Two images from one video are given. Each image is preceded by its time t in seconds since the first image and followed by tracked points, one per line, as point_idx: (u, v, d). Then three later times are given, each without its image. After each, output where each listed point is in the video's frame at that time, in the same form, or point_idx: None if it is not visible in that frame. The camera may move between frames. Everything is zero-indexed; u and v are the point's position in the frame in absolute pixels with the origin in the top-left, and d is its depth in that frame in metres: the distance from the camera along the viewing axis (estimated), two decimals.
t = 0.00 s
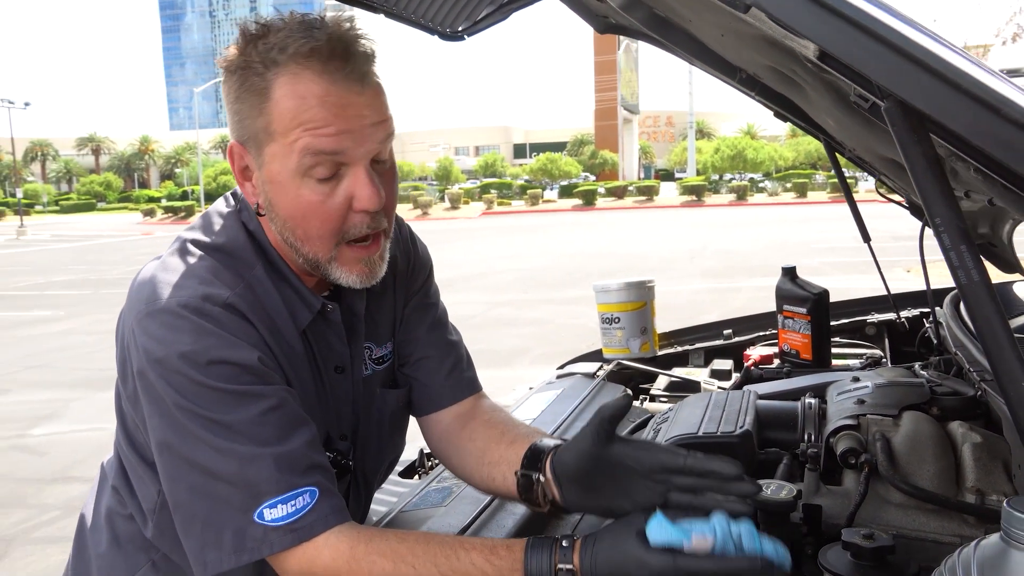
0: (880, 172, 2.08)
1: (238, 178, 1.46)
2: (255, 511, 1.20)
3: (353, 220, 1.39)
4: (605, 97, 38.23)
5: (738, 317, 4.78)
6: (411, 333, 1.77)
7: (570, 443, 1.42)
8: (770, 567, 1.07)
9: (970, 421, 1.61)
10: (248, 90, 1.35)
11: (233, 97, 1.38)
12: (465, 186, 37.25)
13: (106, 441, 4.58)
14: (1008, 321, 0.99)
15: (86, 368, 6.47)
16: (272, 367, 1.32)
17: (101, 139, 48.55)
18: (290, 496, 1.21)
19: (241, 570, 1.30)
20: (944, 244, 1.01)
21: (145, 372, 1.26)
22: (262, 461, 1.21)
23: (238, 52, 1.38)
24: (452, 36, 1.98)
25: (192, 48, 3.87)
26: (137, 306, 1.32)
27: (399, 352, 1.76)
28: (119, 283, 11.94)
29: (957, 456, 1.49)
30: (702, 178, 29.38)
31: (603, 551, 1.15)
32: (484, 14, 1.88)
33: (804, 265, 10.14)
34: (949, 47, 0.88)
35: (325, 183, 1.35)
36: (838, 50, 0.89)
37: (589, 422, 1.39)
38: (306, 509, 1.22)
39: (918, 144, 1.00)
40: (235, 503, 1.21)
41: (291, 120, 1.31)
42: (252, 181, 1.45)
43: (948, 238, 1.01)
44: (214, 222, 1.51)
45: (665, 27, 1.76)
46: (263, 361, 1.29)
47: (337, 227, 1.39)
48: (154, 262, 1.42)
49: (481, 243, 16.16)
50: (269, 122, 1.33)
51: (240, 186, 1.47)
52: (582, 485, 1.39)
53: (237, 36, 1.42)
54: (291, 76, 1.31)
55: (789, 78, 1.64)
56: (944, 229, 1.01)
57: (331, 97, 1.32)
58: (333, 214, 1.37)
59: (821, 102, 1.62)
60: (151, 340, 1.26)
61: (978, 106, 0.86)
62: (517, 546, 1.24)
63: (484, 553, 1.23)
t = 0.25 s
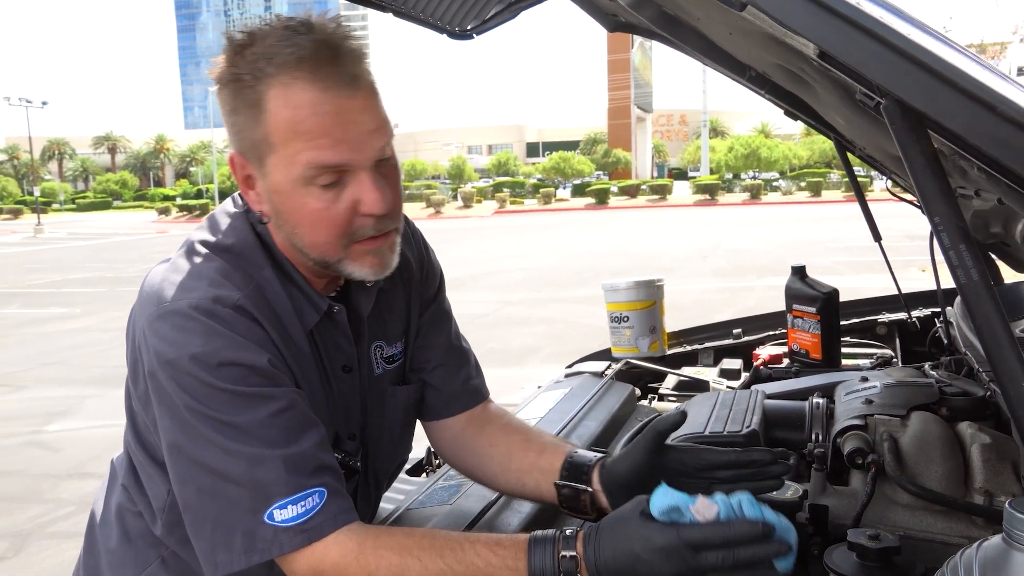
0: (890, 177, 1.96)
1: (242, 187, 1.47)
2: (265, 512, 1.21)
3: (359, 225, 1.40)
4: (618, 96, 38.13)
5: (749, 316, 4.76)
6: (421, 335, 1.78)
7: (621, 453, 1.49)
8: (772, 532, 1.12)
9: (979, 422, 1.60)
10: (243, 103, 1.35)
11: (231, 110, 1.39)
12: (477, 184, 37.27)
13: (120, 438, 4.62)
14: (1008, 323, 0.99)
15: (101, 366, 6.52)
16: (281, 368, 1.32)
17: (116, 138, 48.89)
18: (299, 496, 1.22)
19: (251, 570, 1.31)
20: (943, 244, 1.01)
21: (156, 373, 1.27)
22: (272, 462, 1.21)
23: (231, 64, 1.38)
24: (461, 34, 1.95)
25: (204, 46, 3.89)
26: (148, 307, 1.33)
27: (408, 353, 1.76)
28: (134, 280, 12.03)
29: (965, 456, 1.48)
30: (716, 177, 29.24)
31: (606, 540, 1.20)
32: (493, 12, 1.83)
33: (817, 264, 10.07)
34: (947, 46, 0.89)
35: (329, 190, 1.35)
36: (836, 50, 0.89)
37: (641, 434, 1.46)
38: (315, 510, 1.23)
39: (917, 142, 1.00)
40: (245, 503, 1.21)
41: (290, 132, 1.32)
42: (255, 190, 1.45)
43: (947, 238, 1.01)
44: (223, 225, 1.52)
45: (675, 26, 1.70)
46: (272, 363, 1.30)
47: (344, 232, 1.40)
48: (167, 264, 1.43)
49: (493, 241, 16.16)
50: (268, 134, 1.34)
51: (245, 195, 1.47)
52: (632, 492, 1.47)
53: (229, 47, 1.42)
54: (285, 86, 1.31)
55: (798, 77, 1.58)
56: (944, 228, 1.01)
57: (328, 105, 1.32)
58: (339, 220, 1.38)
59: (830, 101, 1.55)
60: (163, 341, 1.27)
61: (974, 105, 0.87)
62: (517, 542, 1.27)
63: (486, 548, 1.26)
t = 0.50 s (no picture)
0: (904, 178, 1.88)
1: (274, 171, 1.45)
2: (275, 507, 1.22)
3: (399, 210, 1.43)
4: (632, 96, 38.05)
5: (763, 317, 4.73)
6: (431, 328, 1.79)
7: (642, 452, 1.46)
8: (781, 566, 1.12)
9: (992, 425, 1.59)
10: (302, 83, 1.36)
11: (282, 90, 1.39)
12: (491, 184, 37.30)
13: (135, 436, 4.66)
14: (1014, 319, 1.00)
15: (117, 364, 6.58)
16: (292, 363, 1.33)
17: (133, 139, 49.31)
18: (310, 492, 1.23)
19: (262, 567, 1.32)
20: (950, 244, 1.02)
21: (168, 368, 1.28)
22: (282, 457, 1.22)
23: (287, 46, 1.40)
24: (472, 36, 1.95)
25: (220, 47, 3.92)
26: (161, 302, 1.34)
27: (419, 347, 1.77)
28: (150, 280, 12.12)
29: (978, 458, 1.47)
30: (730, 177, 29.11)
31: (619, 541, 1.22)
32: (504, 13, 1.82)
33: (831, 265, 10.00)
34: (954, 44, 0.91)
35: (379, 174, 1.38)
36: (844, 51, 0.92)
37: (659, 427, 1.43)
38: (324, 506, 1.24)
39: (924, 144, 1.01)
40: (255, 498, 1.22)
41: (355, 113, 1.34)
42: (290, 173, 1.44)
43: (955, 238, 1.01)
44: (236, 222, 1.52)
45: (687, 25, 1.67)
46: (284, 358, 1.31)
47: (384, 217, 1.42)
48: (181, 259, 1.44)
49: (506, 241, 16.17)
50: (327, 113, 1.34)
51: (274, 178, 1.46)
52: (651, 494, 1.45)
53: (280, 30, 1.43)
54: (352, 69, 1.34)
55: (811, 77, 1.54)
56: (951, 229, 1.02)
57: (392, 92, 1.37)
58: (383, 204, 1.40)
59: (843, 101, 1.50)
60: (175, 336, 1.28)
61: (980, 104, 0.89)
62: (528, 542, 1.27)
63: (497, 548, 1.26)
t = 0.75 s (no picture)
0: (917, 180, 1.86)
1: (287, 173, 1.45)
2: (284, 507, 1.23)
3: (410, 221, 1.44)
4: (644, 96, 37.97)
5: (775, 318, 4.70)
6: (437, 328, 1.79)
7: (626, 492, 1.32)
8: (802, 535, 1.14)
9: (1006, 426, 1.57)
10: (322, 88, 1.36)
11: (302, 93, 1.39)
12: (503, 185, 37.32)
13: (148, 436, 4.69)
14: None
15: (131, 364, 6.62)
16: (301, 364, 1.34)
17: (148, 140, 49.71)
18: (318, 492, 1.23)
19: (270, 566, 1.33)
20: (959, 245, 1.01)
21: (178, 369, 1.29)
22: (290, 458, 1.23)
23: (309, 50, 1.40)
24: (483, 36, 1.95)
25: (234, 48, 3.93)
26: (171, 303, 1.35)
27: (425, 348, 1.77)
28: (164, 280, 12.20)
29: (992, 461, 1.46)
30: (743, 178, 28.99)
31: (635, 533, 1.22)
32: (516, 13, 1.84)
33: (846, 265, 9.94)
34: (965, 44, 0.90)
35: (392, 184, 1.38)
36: (852, 52, 0.92)
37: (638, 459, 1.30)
38: (333, 505, 1.24)
39: (933, 143, 1.00)
40: (264, 498, 1.23)
41: (373, 121, 1.34)
42: (304, 176, 1.45)
43: (964, 239, 1.01)
44: (244, 226, 1.53)
45: (699, 26, 1.67)
46: (293, 360, 1.31)
47: (394, 226, 1.42)
48: (190, 261, 1.45)
49: (518, 242, 16.17)
50: (345, 120, 1.34)
51: (287, 180, 1.46)
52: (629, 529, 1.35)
53: (303, 33, 1.43)
54: (373, 77, 1.35)
55: (823, 76, 1.51)
56: (960, 229, 1.01)
57: (411, 103, 1.37)
58: (394, 214, 1.40)
59: (855, 101, 1.48)
60: (185, 337, 1.29)
61: (990, 104, 0.88)
62: (539, 537, 1.28)
63: (508, 542, 1.27)
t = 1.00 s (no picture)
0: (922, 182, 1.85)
1: (288, 180, 1.46)
2: (287, 511, 1.23)
3: (411, 224, 1.44)
4: (650, 98, 37.99)
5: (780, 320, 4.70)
6: (437, 329, 1.79)
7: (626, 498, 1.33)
8: (804, 533, 1.13)
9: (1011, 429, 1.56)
10: (319, 95, 1.37)
11: (300, 100, 1.39)
12: (509, 187, 37.33)
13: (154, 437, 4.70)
14: None
15: (137, 366, 6.64)
16: (303, 369, 1.34)
17: (155, 143, 49.97)
18: (322, 495, 1.23)
19: (273, 568, 1.33)
20: (960, 247, 1.01)
21: (180, 374, 1.29)
22: (293, 462, 1.23)
23: (306, 57, 1.40)
24: (487, 38, 1.95)
25: (241, 50, 3.93)
26: (172, 309, 1.35)
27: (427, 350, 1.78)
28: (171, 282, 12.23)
29: (996, 463, 1.45)
30: (749, 180, 28.97)
31: (637, 535, 1.22)
32: (521, 15, 1.82)
33: (851, 267, 9.92)
34: (969, 46, 0.90)
35: (392, 189, 1.39)
36: (854, 55, 0.92)
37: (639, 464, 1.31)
38: (337, 509, 1.24)
39: (935, 145, 1.00)
40: (267, 502, 1.23)
41: (372, 126, 1.34)
42: (305, 183, 1.45)
43: (965, 241, 1.01)
44: (246, 230, 1.53)
45: (703, 28, 1.66)
46: (294, 364, 1.31)
47: (396, 230, 1.43)
48: (191, 265, 1.45)
49: (524, 244, 16.18)
50: (344, 127, 1.35)
51: (288, 188, 1.47)
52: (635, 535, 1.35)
53: (300, 40, 1.43)
54: (370, 82, 1.34)
55: (829, 79, 1.49)
56: (961, 230, 1.01)
57: (409, 107, 1.37)
58: (395, 219, 1.41)
59: (860, 103, 1.46)
60: (186, 342, 1.29)
61: (992, 106, 0.88)
62: (541, 539, 1.28)
63: (510, 544, 1.27)
